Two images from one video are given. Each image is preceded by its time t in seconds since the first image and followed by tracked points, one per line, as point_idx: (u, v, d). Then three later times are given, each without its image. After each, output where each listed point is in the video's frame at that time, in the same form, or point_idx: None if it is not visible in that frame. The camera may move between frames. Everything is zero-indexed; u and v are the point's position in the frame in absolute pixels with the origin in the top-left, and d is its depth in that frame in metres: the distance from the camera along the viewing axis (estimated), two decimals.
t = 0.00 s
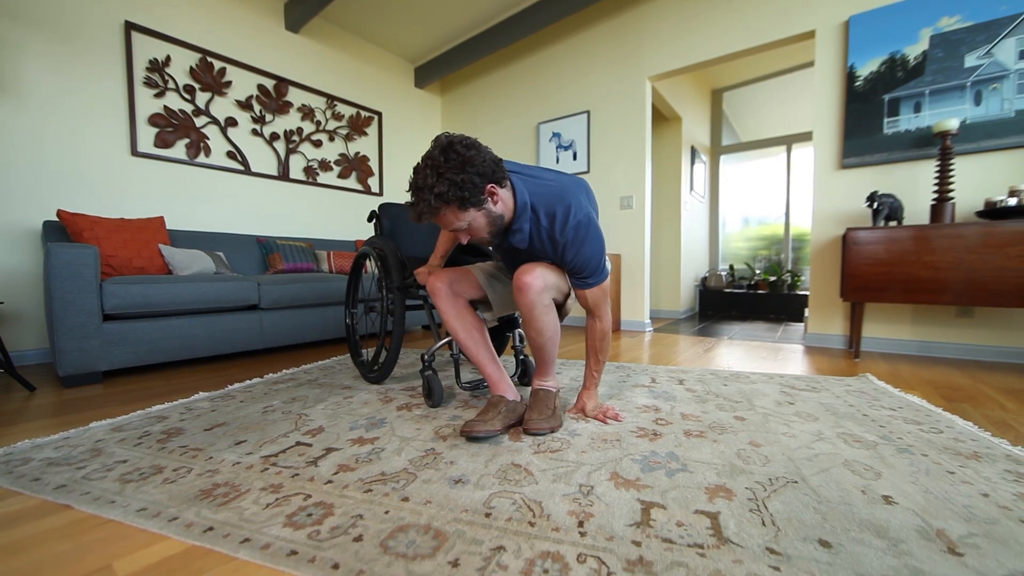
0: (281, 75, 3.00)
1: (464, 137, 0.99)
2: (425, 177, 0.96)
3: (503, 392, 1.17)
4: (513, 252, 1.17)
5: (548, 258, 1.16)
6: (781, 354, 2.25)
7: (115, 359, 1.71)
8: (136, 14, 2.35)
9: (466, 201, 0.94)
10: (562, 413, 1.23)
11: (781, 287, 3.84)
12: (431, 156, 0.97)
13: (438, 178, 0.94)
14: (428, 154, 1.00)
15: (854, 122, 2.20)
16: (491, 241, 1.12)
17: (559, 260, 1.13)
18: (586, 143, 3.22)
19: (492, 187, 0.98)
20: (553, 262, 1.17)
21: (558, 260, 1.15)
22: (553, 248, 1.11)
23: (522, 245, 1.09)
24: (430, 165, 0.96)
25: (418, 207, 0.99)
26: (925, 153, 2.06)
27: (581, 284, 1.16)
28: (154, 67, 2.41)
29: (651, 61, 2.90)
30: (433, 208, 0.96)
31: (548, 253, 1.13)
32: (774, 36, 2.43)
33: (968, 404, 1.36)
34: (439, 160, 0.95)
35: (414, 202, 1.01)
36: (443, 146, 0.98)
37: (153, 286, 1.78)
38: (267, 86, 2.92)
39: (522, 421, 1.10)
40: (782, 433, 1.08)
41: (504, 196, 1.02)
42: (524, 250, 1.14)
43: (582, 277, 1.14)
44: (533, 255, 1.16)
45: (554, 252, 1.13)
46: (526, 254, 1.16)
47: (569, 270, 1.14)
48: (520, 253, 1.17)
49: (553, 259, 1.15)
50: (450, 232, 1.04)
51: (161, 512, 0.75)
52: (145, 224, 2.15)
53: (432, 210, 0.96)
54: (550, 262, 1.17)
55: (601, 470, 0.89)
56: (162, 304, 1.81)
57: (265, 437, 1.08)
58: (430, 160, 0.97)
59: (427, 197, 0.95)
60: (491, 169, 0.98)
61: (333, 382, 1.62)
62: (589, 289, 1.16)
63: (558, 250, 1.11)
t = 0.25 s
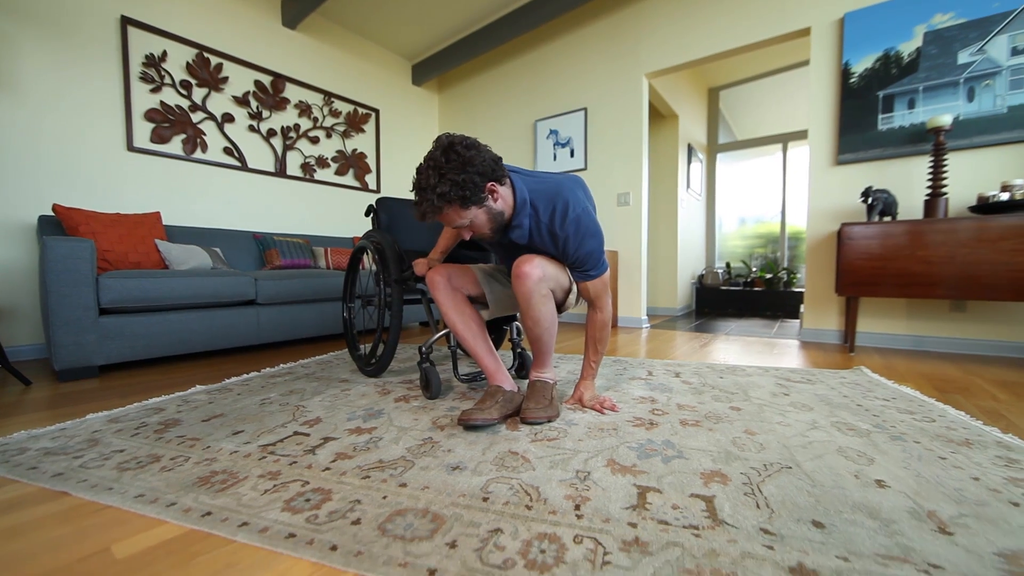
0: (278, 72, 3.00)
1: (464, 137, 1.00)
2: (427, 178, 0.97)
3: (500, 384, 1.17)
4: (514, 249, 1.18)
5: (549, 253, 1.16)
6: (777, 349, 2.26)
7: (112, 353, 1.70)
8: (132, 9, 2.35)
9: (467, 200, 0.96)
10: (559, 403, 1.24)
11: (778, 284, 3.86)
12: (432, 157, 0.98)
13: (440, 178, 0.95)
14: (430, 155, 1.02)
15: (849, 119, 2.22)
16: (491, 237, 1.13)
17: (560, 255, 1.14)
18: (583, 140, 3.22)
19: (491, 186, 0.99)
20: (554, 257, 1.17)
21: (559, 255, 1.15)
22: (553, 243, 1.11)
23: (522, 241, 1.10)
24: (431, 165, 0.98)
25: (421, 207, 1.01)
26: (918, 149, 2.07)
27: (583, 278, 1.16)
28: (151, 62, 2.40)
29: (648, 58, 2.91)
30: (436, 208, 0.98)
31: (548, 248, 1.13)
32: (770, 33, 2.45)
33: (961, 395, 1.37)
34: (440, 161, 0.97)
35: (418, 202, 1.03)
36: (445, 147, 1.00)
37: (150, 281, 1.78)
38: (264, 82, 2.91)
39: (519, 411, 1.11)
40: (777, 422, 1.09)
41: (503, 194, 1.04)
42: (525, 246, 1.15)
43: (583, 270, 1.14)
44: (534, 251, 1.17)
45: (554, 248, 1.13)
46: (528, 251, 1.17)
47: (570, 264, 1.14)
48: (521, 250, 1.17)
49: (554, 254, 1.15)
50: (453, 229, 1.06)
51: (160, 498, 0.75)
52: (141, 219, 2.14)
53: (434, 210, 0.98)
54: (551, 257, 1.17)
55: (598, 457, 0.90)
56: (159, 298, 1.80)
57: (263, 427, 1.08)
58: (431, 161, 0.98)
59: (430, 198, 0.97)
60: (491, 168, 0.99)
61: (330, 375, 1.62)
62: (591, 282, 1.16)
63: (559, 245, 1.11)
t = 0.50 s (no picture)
0: (273, 68, 2.99)
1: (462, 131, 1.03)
2: (430, 172, 0.99)
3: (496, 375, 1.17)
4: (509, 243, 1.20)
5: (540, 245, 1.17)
6: (769, 344, 2.29)
7: (106, 349, 1.69)
8: (125, 3, 2.33)
9: (468, 192, 0.99)
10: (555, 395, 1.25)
11: (771, 282, 3.90)
12: (432, 151, 1.01)
13: (442, 172, 0.97)
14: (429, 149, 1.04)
15: (840, 117, 2.25)
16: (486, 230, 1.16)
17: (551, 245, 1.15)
18: (579, 138, 3.24)
19: (489, 178, 1.03)
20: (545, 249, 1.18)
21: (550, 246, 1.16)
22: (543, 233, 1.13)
23: (514, 230, 1.12)
24: (432, 159, 1.00)
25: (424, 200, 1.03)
26: (908, 147, 2.11)
27: (574, 268, 1.17)
28: (145, 57, 2.38)
29: (643, 56, 2.93)
30: (438, 200, 1.00)
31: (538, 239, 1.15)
32: (763, 32, 2.47)
33: (947, 386, 1.40)
34: (442, 154, 0.99)
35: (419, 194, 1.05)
36: (444, 141, 1.02)
37: (144, 276, 1.77)
38: (258, 78, 2.90)
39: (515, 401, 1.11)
40: (768, 412, 1.11)
41: (499, 186, 1.07)
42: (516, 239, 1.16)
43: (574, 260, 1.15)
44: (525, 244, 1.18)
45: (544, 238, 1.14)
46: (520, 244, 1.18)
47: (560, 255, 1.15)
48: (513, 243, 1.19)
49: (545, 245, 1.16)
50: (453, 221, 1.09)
51: (158, 485, 0.75)
52: (136, 214, 2.13)
53: (437, 203, 1.00)
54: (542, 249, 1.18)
55: (593, 445, 0.91)
56: (154, 294, 1.80)
57: (259, 419, 1.08)
58: (431, 154, 1.00)
59: (433, 190, 0.99)
60: (489, 161, 1.03)
61: (326, 370, 1.63)
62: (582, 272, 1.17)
63: (548, 233, 1.12)
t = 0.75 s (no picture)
0: (267, 64, 2.97)
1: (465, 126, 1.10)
2: (437, 156, 1.04)
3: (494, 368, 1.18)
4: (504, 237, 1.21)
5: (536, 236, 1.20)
6: (762, 340, 2.31)
7: (98, 345, 1.68)
8: None
9: (471, 175, 1.03)
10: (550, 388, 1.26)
11: (764, 280, 3.94)
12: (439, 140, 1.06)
13: (449, 155, 1.02)
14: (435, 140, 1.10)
15: (831, 115, 2.28)
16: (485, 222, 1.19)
17: (546, 235, 1.18)
18: (574, 136, 3.25)
19: (492, 167, 1.07)
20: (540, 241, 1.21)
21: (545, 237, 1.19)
22: (538, 223, 1.17)
23: (512, 221, 1.15)
24: (439, 146, 1.05)
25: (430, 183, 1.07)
26: (897, 145, 2.14)
27: (569, 257, 1.19)
28: (137, 52, 2.36)
29: (637, 55, 2.95)
30: (444, 183, 1.03)
31: (534, 229, 1.18)
32: (756, 31, 2.50)
33: (936, 379, 1.43)
34: (448, 141, 1.04)
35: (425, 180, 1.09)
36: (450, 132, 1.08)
37: (137, 272, 1.76)
38: (252, 74, 2.89)
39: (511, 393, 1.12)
40: (761, 403, 1.12)
41: (500, 177, 1.12)
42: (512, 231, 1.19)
43: (568, 249, 1.18)
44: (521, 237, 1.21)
45: (539, 228, 1.18)
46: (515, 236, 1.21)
47: (555, 244, 1.19)
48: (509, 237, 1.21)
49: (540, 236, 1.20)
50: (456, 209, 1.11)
51: (154, 475, 0.75)
52: (128, 210, 2.11)
53: (443, 184, 1.04)
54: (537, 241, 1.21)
55: (587, 435, 0.92)
56: (147, 290, 1.78)
57: (255, 412, 1.08)
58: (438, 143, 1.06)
59: (439, 173, 1.03)
60: (491, 152, 1.09)
61: (322, 365, 1.62)
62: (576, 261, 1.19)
63: (541, 224, 1.17)
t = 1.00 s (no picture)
0: (260, 61, 2.95)
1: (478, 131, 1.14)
2: (450, 157, 1.08)
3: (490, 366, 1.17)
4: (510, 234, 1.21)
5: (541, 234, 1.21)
6: (754, 338, 2.33)
7: (87, 343, 1.66)
8: None
9: (484, 174, 1.06)
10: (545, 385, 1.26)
11: (756, 278, 3.97)
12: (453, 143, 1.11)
13: (462, 156, 1.06)
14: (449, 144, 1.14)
15: (822, 115, 2.30)
16: (492, 221, 1.20)
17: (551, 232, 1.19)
18: (568, 135, 3.26)
19: (503, 168, 1.11)
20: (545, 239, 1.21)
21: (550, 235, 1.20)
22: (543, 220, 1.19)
23: (520, 218, 1.17)
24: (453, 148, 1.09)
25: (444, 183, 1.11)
26: (887, 144, 2.16)
27: (574, 254, 1.19)
28: (127, 47, 2.33)
29: (631, 54, 2.96)
30: (456, 182, 1.07)
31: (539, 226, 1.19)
32: (748, 31, 2.52)
33: (925, 374, 1.45)
34: (462, 143, 1.09)
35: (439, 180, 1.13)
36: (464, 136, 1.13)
37: (128, 269, 1.73)
38: (245, 71, 2.86)
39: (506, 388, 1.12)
40: (753, 398, 1.13)
41: (511, 179, 1.16)
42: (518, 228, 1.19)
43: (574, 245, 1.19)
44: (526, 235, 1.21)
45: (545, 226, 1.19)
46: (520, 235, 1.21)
47: (560, 241, 1.19)
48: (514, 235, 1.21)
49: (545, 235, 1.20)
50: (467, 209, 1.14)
51: (144, 471, 0.74)
52: (118, 207, 2.09)
53: (454, 183, 1.07)
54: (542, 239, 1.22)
55: (582, 429, 0.92)
56: (137, 287, 1.76)
57: (247, 408, 1.07)
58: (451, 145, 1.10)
59: (452, 172, 1.07)
60: (502, 154, 1.12)
61: (315, 363, 1.61)
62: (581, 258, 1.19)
63: (547, 222, 1.19)
